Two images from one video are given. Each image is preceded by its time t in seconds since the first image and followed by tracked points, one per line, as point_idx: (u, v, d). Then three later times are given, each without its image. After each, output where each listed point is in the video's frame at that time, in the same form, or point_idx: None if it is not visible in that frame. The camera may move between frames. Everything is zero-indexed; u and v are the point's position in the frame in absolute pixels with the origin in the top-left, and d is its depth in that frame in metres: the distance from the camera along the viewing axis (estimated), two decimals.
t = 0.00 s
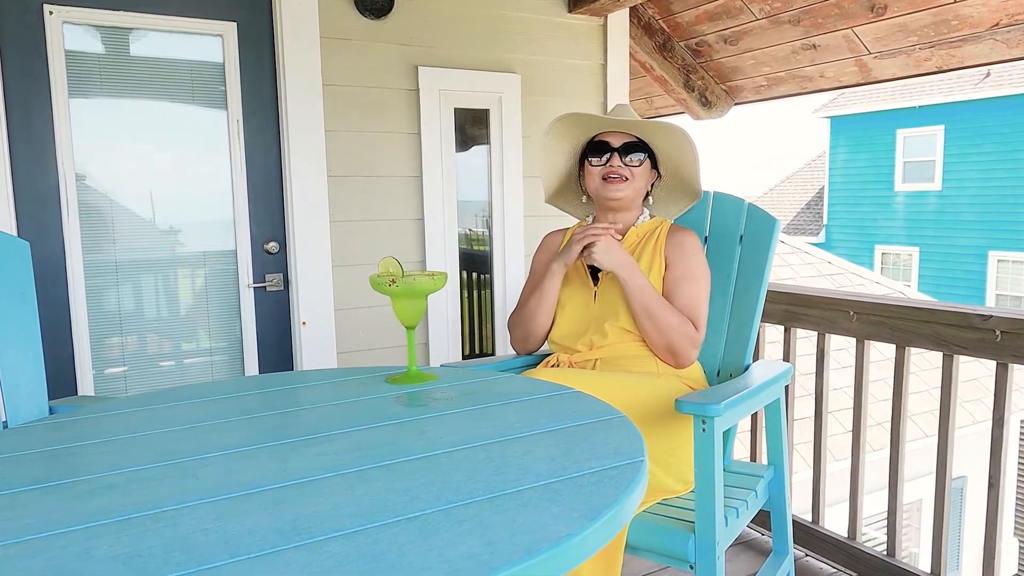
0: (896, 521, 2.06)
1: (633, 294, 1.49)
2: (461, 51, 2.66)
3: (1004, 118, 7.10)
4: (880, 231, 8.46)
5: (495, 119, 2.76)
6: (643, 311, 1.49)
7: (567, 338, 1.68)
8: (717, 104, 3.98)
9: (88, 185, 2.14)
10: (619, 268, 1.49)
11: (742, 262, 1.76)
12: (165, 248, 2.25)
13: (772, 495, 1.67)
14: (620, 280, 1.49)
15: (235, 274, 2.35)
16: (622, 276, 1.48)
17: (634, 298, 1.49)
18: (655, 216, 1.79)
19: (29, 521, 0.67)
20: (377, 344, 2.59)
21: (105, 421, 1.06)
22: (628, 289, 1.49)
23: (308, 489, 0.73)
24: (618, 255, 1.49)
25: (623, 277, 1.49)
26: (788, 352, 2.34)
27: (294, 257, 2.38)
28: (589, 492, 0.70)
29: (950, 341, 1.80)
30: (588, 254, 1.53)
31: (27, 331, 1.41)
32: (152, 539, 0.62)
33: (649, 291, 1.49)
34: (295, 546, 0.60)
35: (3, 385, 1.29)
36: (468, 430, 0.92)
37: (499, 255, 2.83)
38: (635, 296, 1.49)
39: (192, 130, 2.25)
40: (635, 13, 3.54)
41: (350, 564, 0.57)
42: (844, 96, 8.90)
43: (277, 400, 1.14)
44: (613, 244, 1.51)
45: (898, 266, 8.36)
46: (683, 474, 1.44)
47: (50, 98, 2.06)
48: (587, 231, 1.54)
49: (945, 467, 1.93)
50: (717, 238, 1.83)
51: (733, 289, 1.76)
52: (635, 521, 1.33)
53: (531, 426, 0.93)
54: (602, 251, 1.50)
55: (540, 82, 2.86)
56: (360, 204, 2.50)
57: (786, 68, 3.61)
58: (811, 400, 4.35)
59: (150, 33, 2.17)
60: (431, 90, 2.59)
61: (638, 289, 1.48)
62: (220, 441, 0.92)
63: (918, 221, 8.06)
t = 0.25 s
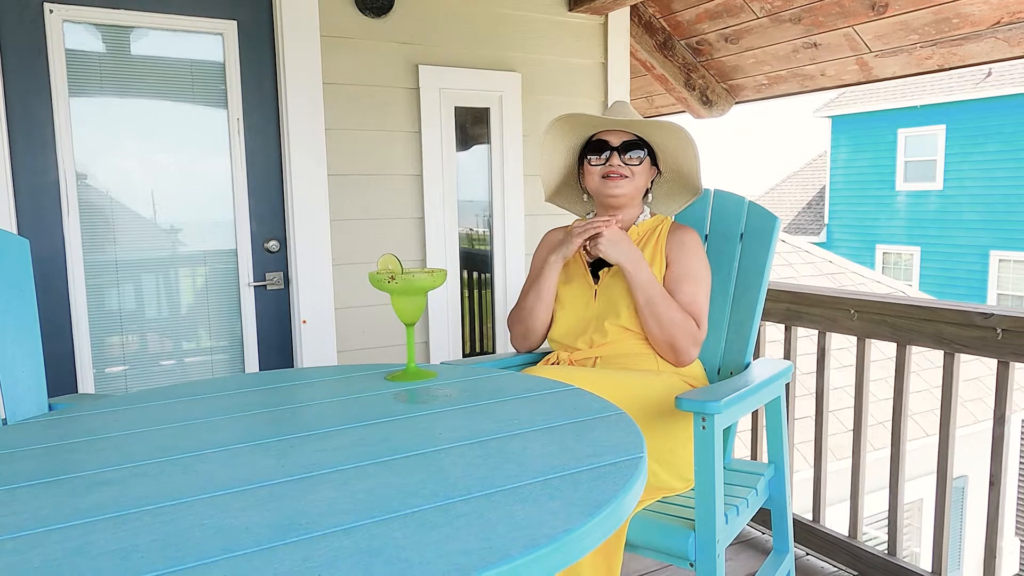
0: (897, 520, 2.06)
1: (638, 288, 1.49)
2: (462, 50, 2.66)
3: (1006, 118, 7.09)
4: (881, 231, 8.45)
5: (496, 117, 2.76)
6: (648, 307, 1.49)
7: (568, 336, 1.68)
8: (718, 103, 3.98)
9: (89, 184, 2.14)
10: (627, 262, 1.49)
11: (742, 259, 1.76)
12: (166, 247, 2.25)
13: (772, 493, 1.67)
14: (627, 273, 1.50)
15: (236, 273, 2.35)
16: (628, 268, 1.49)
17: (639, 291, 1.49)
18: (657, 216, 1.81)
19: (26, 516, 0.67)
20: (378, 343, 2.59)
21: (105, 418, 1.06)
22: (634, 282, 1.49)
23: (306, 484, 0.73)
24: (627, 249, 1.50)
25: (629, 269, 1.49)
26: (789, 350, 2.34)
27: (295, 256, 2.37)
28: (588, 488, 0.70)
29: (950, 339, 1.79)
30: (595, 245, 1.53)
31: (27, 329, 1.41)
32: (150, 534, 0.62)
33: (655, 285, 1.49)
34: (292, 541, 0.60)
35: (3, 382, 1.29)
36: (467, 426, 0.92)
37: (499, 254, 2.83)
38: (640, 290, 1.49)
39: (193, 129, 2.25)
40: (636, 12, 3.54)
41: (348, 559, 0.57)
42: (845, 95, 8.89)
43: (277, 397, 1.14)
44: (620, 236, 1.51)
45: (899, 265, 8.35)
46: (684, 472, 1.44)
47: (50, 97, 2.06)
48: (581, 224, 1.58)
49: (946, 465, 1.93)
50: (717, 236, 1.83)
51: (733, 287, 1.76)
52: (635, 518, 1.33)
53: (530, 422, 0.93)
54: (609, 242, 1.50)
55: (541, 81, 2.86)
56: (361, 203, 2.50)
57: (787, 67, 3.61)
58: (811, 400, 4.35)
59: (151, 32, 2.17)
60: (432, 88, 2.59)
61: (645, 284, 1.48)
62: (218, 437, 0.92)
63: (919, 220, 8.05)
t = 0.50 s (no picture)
0: (899, 518, 2.06)
1: (648, 283, 1.48)
2: (463, 48, 2.66)
3: (1007, 116, 7.08)
4: (883, 230, 8.44)
5: (497, 116, 2.76)
6: (656, 303, 1.48)
7: (569, 333, 1.68)
8: (720, 101, 3.97)
9: (89, 182, 2.14)
10: (640, 254, 1.47)
11: (743, 256, 1.76)
12: (167, 245, 2.25)
13: (773, 491, 1.67)
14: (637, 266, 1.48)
15: (237, 271, 2.35)
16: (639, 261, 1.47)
17: (648, 285, 1.48)
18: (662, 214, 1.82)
19: (26, 510, 0.67)
20: (378, 341, 2.59)
21: (106, 414, 1.06)
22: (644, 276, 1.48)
23: (307, 478, 0.72)
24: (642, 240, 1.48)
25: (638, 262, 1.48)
26: (790, 349, 2.33)
27: (296, 254, 2.37)
28: (589, 482, 0.70)
29: (952, 337, 1.79)
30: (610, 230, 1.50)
31: (28, 326, 1.41)
32: (150, 528, 0.62)
33: (664, 280, 1.48)
34: (292, 534, 0.60)
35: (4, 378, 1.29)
36: (468, 421, 0.92)
37: (500, 253, 2.82)
38: (649, 285, 1.48)
39: (193, 127, 2.25)
40: (637, 10, 3.53)
41: (348, 552, 0.56)
42: (846, 94, 8.89)
43: (278, 392, 1.14)
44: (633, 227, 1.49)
45: (900, 264, 8.34)
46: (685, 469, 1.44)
47: (51, 94, 2.06)
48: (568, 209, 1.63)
49: (947, 463, 1.92)
50: (718, 233, 1.83)
51: (734, 284, 1.76)
52: (636, 515, 1.33)
53: (531, 417, 0.93)
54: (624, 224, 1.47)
55: (542, 79, 2.86)
56: (362, 201, 2.50)
57: (788, 65, 3.61)
58: (813, 398, 4.35)
59: (152, 30, 2.17)
60: (433, 86, 2.59)
61: (655, 279, 1.47)
62: (218, 432, 0.91)
63: (921, 219, 8.04)
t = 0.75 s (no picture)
0: (900, 517, 2.05)
1: (653, 280, 1.47)
2: (464, 46, 2.66)
3: (1009, 115, 7.07)
4: (884, 229, 8.43)
5: (498, 114, 2.76)
6: (661, 301, 1.48)
7: (569, 331, 1.68)
8: (721, 100, 3.97)
9: (91, 181, 2.14)
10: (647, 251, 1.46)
11: (745, 254, 1.76)
12: (167, 244, 2.25)
13: (774, 489, 1.67)
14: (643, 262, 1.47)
15: (239, 270, 2.35)
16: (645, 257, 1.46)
17: (653, 282, 1.47)
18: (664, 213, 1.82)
19: (28, 505, 0.67)
20: (379, 340, 2.59)
21: (108, 410, 1.07)
22: (648, 273, 1.47)
23: (309, 474, 0.73)
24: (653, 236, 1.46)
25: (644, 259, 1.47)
26: (791, 347, 2.33)
27: (297, 252, 2.37)
28: (590, 478, 0.70)
29: (953, 335, 1.79)
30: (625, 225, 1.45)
31: (29, 324, 1.41)
32: (152, 522, 0.62)
33: (669, 278, 1.48)
34: (294, 529, 0.60)
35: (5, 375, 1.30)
36: (469, 418, 0.92)
37: (501, 252, 2.82)
38: (653, 282, 1.48)
39: (194, 126, 2.25)
40: (638, 9, 3.53)
41: (350, 546, 0.56)
42: (848, 93, 8.88)
43: (279, 390, 1.14)
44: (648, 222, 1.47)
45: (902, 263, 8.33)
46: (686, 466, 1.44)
47: (53, 93, 2.06)
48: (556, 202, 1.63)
49: (948, 461, 1.92)
50: (719, 231, 1.82)
51: (736, 282, 1.75)
52: (637, 512, 1.33)
53: (532, 414, 0.93)
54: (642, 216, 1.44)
55: (543, 77, 2.85)
56: (363, 200, 2.50)
57: (790, 64, 3.60)
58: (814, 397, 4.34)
59: (153, 28, 2.17)
60: (434, 85, 2.59)
61: (661, 277, 1.47)
62: (220, 429, 0.92)
63: (923, 219, 8.03)
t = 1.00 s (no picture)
0: (902, 515, 2.06)
1: (655, 279, 1.47)
2: (465, 45, 2.66)
3: (1011, 114, 7.06)
4: (885, 228, 8.43)
5: (499, 113, 2.76)
6: (662, 301, 1.48)
7: (572, 328, 1.68)
8: (722, 98, 3.97)
9: (94, 180, 2.14)
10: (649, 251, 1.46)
11: (747, 252, 1.76)
12: (170, 243, 2.25)
13: (777, 487, 1.67)
14: (645, 262, 1.47)
15: (241, 269, 2.35)
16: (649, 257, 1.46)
17: (655, 281, 1.47)
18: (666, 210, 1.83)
19: (35, 500, 0.67)
20: (381, 338, 2.59)
21: (112, 407, 1.07)
22: (650, 273, 1.47)
23: (315, 470, 0.73)
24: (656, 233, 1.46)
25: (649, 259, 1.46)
26: (793, 346, 2.33)
27: (300, 251, 2.38)
28: (596, 473, 0.70)
29: (955, 333, 1.79)
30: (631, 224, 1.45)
31: (33, 322, 1.41)
32: (159, 517, 0.62)
33: (670, 278, 1.47)
34: (301, 524, 0.60)
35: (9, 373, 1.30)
36: (473, 414, 0.92)
37: (503, 251, 2.83)
38: (655, 282, 1.48)
39: (196, 125, 2.25)
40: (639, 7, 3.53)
41: (357, 541, 0.57)
42: (849, 92, 8.87)
43: (283, 386, 1.14)
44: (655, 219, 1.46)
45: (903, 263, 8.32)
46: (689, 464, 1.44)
47: (55, 92, 2.06)
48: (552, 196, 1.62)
49: (951, 459, 1.92)
50: (721, 229, 1.82)
51: (738, 281, 1.76)
52: (641, 509, 1.33)
53: (536, 410, 0.93)
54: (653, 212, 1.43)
55: (545, 76, 2.85)
56: (364, 199, 2.50)
57: (791, 62, 3.60)
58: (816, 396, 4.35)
59: (155, 27, 2.17)
60: (436, 84, 2.59)
61: (662, 278, 1.47)
62: (224, 425, 0.92)
63: (924, 218, 8.02)
